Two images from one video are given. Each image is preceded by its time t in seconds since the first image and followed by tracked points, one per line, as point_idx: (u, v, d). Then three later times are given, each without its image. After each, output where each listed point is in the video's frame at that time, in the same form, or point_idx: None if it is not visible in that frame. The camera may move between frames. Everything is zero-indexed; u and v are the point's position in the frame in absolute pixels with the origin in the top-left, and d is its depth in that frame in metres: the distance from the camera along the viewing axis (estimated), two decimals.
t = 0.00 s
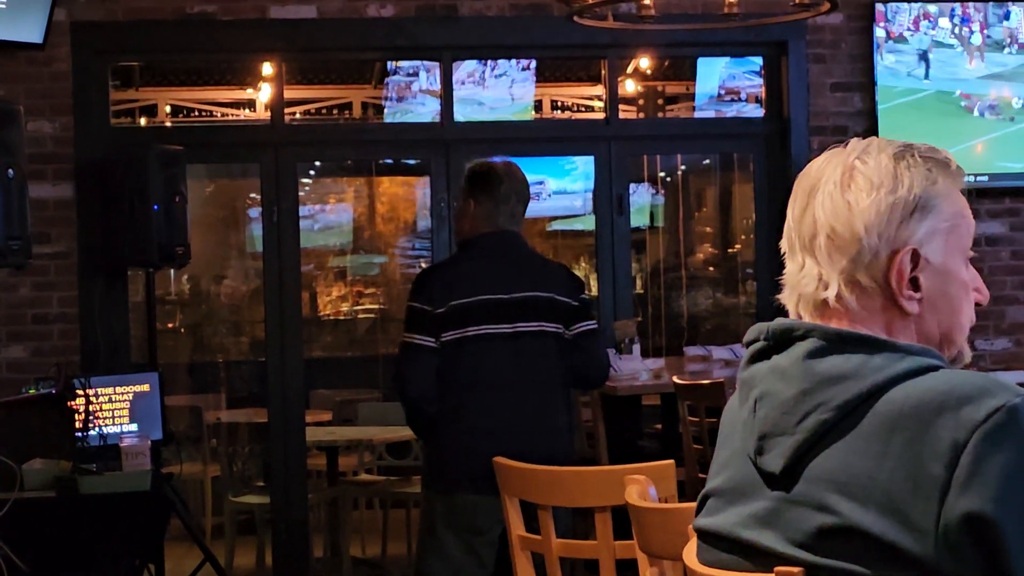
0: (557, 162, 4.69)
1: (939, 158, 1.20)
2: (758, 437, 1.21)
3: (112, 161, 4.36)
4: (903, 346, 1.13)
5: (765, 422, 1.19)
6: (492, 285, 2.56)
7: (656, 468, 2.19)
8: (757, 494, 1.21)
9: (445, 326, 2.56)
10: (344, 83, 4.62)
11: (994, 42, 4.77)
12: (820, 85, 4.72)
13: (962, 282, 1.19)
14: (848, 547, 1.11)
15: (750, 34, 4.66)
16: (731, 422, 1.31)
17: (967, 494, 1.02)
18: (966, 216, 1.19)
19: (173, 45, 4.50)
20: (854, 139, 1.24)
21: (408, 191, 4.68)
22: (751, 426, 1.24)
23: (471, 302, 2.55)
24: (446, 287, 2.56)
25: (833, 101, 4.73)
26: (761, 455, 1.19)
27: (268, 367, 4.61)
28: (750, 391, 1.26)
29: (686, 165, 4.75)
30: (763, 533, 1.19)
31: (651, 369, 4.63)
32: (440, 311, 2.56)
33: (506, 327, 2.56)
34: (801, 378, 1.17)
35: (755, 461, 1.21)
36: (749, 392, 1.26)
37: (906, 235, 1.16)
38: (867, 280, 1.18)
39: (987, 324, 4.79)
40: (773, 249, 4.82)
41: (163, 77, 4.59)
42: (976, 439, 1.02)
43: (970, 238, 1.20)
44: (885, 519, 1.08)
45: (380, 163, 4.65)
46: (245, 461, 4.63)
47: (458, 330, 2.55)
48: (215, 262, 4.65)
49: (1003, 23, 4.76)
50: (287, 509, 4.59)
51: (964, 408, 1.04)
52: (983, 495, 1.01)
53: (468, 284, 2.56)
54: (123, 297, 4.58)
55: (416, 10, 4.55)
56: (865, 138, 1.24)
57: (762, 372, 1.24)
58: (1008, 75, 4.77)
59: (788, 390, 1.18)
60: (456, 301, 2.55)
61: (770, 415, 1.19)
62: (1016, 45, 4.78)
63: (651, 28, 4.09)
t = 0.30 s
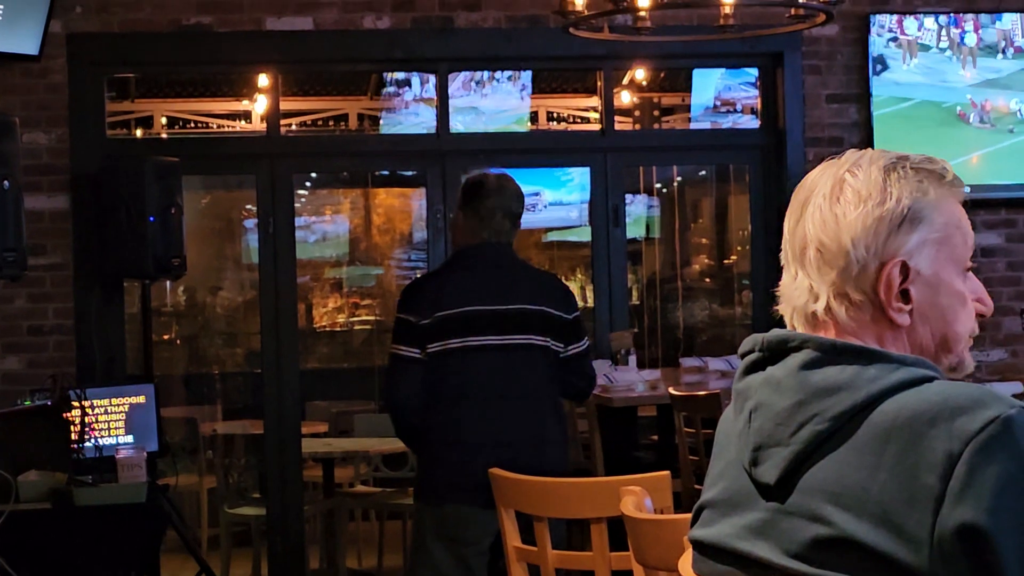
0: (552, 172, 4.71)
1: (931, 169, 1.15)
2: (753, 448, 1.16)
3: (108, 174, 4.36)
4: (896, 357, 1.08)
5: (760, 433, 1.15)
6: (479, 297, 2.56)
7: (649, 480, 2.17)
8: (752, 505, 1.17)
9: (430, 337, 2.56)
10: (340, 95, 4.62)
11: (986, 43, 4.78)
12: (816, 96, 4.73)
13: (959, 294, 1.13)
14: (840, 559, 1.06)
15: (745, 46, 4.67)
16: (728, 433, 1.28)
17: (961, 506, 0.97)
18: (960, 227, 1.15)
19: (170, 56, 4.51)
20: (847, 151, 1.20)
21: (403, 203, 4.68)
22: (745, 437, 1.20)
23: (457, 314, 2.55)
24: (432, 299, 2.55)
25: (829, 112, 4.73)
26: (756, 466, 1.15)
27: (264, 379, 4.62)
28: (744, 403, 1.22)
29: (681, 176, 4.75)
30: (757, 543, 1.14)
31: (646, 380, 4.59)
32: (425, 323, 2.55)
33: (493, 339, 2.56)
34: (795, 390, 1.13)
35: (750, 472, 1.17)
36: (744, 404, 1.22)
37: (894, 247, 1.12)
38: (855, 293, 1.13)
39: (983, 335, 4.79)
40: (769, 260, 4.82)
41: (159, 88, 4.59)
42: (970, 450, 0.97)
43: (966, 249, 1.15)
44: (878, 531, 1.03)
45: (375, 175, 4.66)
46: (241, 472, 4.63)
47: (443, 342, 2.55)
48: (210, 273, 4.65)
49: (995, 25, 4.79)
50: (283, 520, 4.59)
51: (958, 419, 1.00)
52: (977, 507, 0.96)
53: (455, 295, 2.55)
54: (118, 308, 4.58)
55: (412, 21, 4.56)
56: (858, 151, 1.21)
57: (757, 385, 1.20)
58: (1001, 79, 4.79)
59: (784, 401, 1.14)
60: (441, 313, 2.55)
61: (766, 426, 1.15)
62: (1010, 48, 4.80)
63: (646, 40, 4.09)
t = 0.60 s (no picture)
0: (551, 185, 4.72)
1: (936, 183, 1.12)
2: (755, 460, 1.13)
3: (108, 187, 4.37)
4: (899, 371, 1.04)
5: (762, 444, 1.12)
6: (475, 310, 2.55)
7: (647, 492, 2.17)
8: (753, 517, 1.14)
9: (427, 350, 2.55)
10: (340, 107, 4.63)
11: (986, 48, 4.80)
12: (815, 109, 4.74)
13: (964, 309, 1.10)
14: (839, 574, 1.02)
15: (744, 59, 4.68)
16: (731, 445, 1.24)
17: (960, 520, 0.93)
18: (966, 242, 1.11)
19: (170, 69, 4.52)
20: (853, 165, 1.17)
21: (402, 215, 4.69)
22: (748, 448, 1.17)
23: (454, 328, 2.54)
24: (428, 312, 2.54)
25: (827, 125, 4.75)
26: (758, 478, 1.12)
27: (264, 392, 4.62)
28: (747, 414, 1.19)
29: (680, 189, 4.76)
30: (758, 555, 1.11)
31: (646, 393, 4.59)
32: (421, 337, 2.54)
33: (491, 352, 2.55)
34: (797, 402, 1.09)
35: (752, 485, 1.14)
36: (747, 416, 1.19)
37: (898, 262, 1.08)
38: (859, 309, 1.10)
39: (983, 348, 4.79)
40: (768, 273, 4.83)
41: (159, 101, 4.60)
42: (971, 464, 0.94)
43: (972, 264, 1.12)
44: (877, 546, 0.99)
45: (375, 187, 4.66)
46: (241, 485, 4.62)
47: (440, 354, 2.53)
48: (210, 286, 4.65)
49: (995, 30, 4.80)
50: (282, 533, 4.59)
51: (960, 432, 0.96)
52: (977, 522, 0.92)
53: (451, 309, 2.55)
54: (118, 321, 4.58)
55: (411, 34, 4.57)
56: (863, 165, 1.17)
57: (759, 397, 1.16)
58: (1001, 85, 4.80)
59: (786, 413, 1.10)
60: (438, 326, 2.54)
61: (768, 437, 1.12)
62: (1010, 53, 4.81)
63: (645, 54, 4.09)
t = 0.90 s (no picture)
0: (552, 197, 4.72)
1: (939, 198, 1.10)
2: (756, 473, 1.11)
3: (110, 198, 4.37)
4: (900, 385, 1.02)
5: (763, 457, 1.10)
6: (477, 328, 2.54)
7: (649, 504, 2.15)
8: (755, 530, 1.12)
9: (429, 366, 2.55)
10: (341, 118, 4.64)
11: (977, 55, 4.81)
12: (816, 120, 4.75)
13: (966, 324, 1.08)
14: None
15: (745, 70, 4.69)
16: (734, 457, 1.23)
17: (962, 534, 0.92)
18: (968, 256, 1.09)
19: (171, 80, 4.52)
20: (858, 180, 1.15)
21: (404, 226, 4.70)
22: (750, 462, 1.15)
23: (455, 344, 2.53)
24: (430, 328, 2.53)
25: (828, 136, 4.76)
26: (760, 491, 1.10)
27: (264, 403, 4.62)
28: (750, 428, 1.17)
29: (681, 200, 4.77)
30: (759, 568, 1.10)
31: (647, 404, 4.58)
32: (424, 352, 2.53)
33: (491, 369, 2.54)
34: (799, 415, 1.07)
35: (754, 498, 1.12)
36: (749, 428, 1.17)
37: (899, 276, 1.06)
38: (860, 323, 1.08)
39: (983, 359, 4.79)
40: (769, 284, 4.84)
41: (161, 112, 4.60)
42: (973, 478, 0.92)
43: (975, 278, 1.10)
44: (877, 559, 0.97)
45: (377, 199, 4.67)
46: (241, 495, 4.62)
47: (441, 371, 2.53)
48: (212, 297, 4.65)
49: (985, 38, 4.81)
50: (282, 544, 4.58)
51: (962, 446, 0.94)
52: (979, 536, 0.91)
53: (453, 325, 2.53)
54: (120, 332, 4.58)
55: (413, 46, 4.58)
56: (867, 179, 1.15)
57: (761, 410, 1.14)
58: (995, 92, 4.82)
59: (787, 426, 1.08)
60: (440, 343, 2.52)
61: (769, 450, 1.10)
62: (1002, 58, 4.82)
63: (646, 66, 4.09)
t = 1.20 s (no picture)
0: (552, 205, 4.72)
1: (923, 203, 1.10)
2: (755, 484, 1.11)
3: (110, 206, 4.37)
4: (896, 394, 1.02)
5: (761, 468, 1.09)
6: (477, 332, 2.52)
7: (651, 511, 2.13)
8: (755, 540, 1.11)
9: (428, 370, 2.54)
10: (341, 125, 4.64)
11: (963, 58, 4.80)
12: (816, 128, 4.75)
13: (959, 326, 1.07)
14: None
15: (744, 79, 4.70)
16: (732, 468, 1.22)
17: (958, 542, 0.91)
18: (956, 259, 1.09)
19: (172, 88, 4.53)
20: (841, 188, 1.14)
21: (403, 233, 4.70)
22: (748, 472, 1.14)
23: (455, 347, 2.51)
24: (430, 332, 2.52)
25: (828, 144, 4.76)
26: (758, 501, 1.10)
27: (265, 412, 4.63)
28: (747, 439, 1.17)
29: (681, 208, 4.76)
30: None
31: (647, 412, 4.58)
32: (423, 356, 2.52)
33: (492, 372, 2.52)
34: (795, 425, 1.06)
35: (752, 508, 1.11)
36: (746, 440, 1.17)
37: (888, 285, 1.06)
38: (852, 333, 1.07)
39: (983, 367, 4.79)
40: (769, 292, 4.84)
41: (161, 119, 4.61)
42: (969, 487, 0.92)
43: (964, 279, 1.09)
44: (876, 569, 0.97)
45: (376, 206, 4.67)
46: (241, 503, 4.62)
47: (441, 374, 2.51)
48: (212, 304, 4.65)
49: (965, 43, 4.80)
50: (282, 551, 4.58)
51: (957, 454, 0.94)
52: (976, 544, 0.90)
53: (454, 328, 2.51)
54: (119, 339, 4.58)
55: (413, 53, 4.59)
56: (849, 188, 1.15)
57: (758, 420, 1.13)
58: (983, 94, 4.81)
59: (784, 437, 1.08)
60: (440, 346, 2.51)
61: (766, 461, 1.09)
62: (984, 59, 4.81)
63: (646, 74, 4.09)
